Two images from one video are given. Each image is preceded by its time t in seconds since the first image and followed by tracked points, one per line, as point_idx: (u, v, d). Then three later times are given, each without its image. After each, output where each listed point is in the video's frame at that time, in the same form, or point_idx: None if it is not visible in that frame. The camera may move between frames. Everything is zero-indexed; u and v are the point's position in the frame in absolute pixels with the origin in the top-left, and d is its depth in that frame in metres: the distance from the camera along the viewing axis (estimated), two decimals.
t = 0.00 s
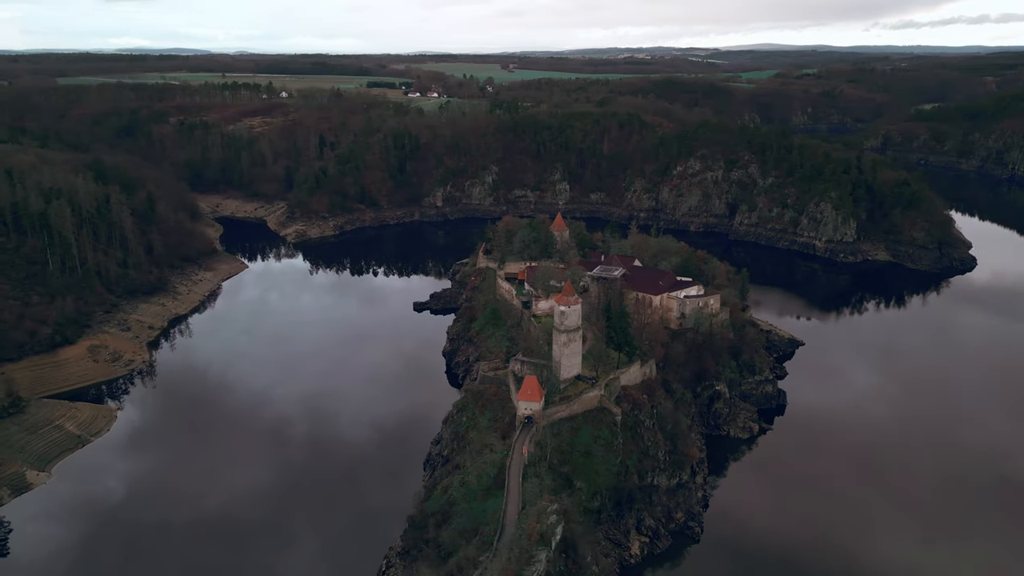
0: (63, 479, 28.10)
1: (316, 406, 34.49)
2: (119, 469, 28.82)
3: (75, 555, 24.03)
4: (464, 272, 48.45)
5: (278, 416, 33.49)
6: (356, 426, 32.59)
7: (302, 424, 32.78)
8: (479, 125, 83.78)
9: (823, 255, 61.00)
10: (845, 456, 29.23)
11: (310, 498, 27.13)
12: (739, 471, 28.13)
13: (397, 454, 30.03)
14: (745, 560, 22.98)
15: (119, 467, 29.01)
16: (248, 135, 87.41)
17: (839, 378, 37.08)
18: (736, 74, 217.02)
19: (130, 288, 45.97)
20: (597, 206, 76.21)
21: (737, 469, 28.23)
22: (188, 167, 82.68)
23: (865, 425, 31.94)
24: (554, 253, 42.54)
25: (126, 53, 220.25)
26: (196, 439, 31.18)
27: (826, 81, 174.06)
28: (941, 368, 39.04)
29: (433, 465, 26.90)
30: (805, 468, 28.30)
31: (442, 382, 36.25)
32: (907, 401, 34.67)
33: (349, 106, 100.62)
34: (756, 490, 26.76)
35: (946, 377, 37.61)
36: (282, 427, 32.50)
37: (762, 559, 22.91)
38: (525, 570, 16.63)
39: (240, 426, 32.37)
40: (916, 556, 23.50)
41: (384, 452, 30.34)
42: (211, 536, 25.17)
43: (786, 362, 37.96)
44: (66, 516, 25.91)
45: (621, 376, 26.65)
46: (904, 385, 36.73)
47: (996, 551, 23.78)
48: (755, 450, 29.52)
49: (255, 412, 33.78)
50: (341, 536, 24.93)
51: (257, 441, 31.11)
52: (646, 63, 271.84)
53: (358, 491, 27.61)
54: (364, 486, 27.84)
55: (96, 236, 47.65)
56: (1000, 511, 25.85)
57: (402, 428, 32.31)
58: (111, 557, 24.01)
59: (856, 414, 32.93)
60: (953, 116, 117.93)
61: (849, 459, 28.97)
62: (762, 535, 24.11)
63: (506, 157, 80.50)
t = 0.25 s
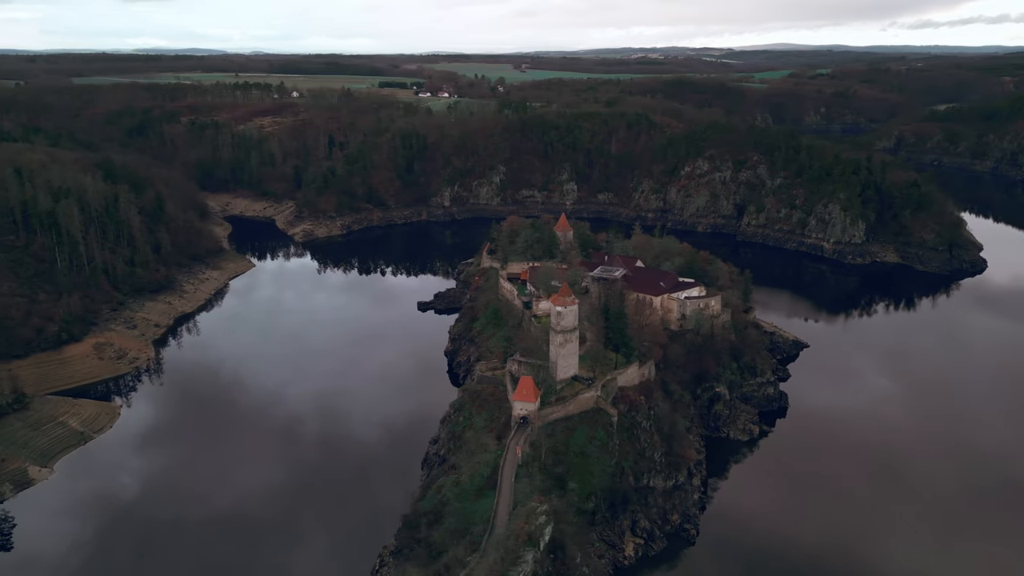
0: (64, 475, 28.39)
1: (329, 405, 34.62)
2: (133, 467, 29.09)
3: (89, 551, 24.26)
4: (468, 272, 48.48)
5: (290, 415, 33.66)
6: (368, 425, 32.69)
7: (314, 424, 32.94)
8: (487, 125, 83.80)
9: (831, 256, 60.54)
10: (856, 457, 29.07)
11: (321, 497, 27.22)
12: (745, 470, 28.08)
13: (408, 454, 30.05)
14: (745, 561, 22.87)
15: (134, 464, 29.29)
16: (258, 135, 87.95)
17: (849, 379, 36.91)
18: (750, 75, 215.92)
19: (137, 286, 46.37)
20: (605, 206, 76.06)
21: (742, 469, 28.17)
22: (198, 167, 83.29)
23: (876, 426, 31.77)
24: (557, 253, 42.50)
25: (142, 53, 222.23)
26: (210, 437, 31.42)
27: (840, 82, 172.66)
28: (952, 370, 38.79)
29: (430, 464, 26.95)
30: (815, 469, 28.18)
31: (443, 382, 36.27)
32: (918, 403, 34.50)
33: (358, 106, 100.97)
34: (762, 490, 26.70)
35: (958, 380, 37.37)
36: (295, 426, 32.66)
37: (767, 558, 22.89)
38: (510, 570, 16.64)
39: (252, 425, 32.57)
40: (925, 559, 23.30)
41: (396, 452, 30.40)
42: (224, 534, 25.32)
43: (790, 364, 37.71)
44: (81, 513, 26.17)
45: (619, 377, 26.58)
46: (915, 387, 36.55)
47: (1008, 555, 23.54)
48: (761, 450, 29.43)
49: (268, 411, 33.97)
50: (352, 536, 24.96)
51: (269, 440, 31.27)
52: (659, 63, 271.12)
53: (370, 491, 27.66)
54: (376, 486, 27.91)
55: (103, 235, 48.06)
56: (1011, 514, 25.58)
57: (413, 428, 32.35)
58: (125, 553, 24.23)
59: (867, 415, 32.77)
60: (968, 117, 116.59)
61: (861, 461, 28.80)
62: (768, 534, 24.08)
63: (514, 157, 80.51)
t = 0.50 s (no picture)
0: (63, 472, 28.68)
1: (340, 404, 34.67)
2: (146, 464, 29.33)
3: (102, 548, 24.47)
4: (470, 272, 48.48)
5: (302, 414, 33.73)
6: (379, 425, 32.70)
7: (325, 423, 33.02)
8: (493, 124, 83.81)
9: (837, 258, 60.13)
10: (865, 459, 29.01)
11: (332, 496, 27.31)
12: (750, 471, 28.16)
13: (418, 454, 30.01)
14: (744, 564, 22.86)
15: (147, 462, 29.53)
16: (266, 134, 88.39)
17: (858, 380, 36.86)
18: (761, 74, 214.81)
19: (141, 284, 46.72)
20: (610, 207, 75.97)
21: (747, 469, 28.25)
22: (207, 166, 83.80)
23: (885, 429, 31.71)
24: (558, 254, 42.42)
25: (156, 53, 223.88)
26: (222, 434, 31.61)
27: (852, 82, 171.37)
28: (961, 371, 38.68)
29: (424, 464, 27.01)
30: (824, 471, 28.16)
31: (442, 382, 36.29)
32: (927, 404, 34.43)
33: (366, 106, 101.26)
34: (767, 491, 26.80)
35: (967, 381, 37.27)
36: (306, 425, 32.79)
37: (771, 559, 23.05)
38: (493, 570, 16.65)
39: (264, 423, 32.74)
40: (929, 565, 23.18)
41: (407, 451, 30.40)
42: (236, 532, 25.46)
43: (790, 366, 37.48)
44: (94, 510, 26.42)
45: (613, 378, 26.52)
46: (924, 389, 36.37)
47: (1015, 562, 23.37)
48: (766, 451, 29.50)
49: (280, 410, 34.06)
50: (362, 537, 24.93)
51: (281, 439, 31.38)
52: (670, 64, 270.16)
53: (380, 491, 27.71)
54: (387, 486, 27.90)
55: (109, 234, 48.46)
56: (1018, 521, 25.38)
57: (424, 428, 32.32)
58: (137, 550, 24.42)
59: (876, 418, 32.65)
60: (981, 117, 115.39)
61: (870, 463, 28.73)
62: (772, 536, 24.20)
63: (520, 157, 80.51)
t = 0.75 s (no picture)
0: (61, 469, 28.92)
1: (350, 403, 34.71)
2: (156, 462, 29.53)
3: (112, 546, 24.65)
4: (471, 272, 48.51)
5: (312, 413, 33.79)
6: (388, 425, 32.71)
7: (335, 422, 33.09)
8: (498, 124, 83.80)
9: (842, 259, 59.81)
10: (873, 460, 28.92)
11: (341, 496, 27.36)
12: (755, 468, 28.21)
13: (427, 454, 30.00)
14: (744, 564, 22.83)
15: (158, 460, 29.73)
16: (273, 134, 88.71)
17: (867, 382, 36.78)
18: (771, 74, 213.73)
19: (145, 283, 47.01)
20: (614, 207, 75.85)
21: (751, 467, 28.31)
22: (213, 165, 84.21)
23: (895, 430, 31.62)
24: (559, 254, 42.39)
25: (168, 53, 225.20)
26: (233, 433, 31.75)
27: (863, 81, 170.19)
28: (970, 372, 38.57)
29: (419, 463, 27.06)
30: (834, 471, 28.07)
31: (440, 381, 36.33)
32: (937, 405, 34.32)
33: (373, 106, 101.47)
34: (773, 490, 26.82)
35: (979, 383, 37.12)
36: (316, 424, 32.86)
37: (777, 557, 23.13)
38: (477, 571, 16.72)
39: (275, 422, 32.86)
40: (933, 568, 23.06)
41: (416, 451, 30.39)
42: (246, 531, 25.55)
43: (791, 367, 37.31)
44: (105, 508, 26.61)
45: (608, 378, 26.51)
46: (931, 391, 36.17)
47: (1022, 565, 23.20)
48: (772, 450, 29.50)
49: (290, 409, 34.14)
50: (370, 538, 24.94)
51: (291, 438, 31.48)
52: (680, 64, 269.04)
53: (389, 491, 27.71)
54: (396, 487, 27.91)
55: (113, 233, 48.83)
56: None
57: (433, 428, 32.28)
58: (148, 548, 24.57)
59: (882, 420, 32.49)
60: (993, 117, 114.28)
61: (878, 465, 28.63)
62: (777, 535, 24.26)
63: (525, 157, 80.52)
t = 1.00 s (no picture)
0: (60, 466, 29.16)
1: (360, 402, 34.72)
2: (167, 461, 29.71)
3: (122, 543, 24.83)
4: (473, 271, 48.54)
5: (322, 412, 33.84)
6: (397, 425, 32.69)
7: (344, 421, 33.13)
8: (504, 124, 83.80)
9: (846, 259, 59.49)
10: (881, 463, 28.77)
11: (350, 495, 27.38)
12: (761, 469, 28.16)
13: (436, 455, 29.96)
14: (743, 564, 22.83)
15: (168, 458, 29.92)
16: (280, 133, 89.07)
17: (877, 384, 36.60)
18: (781, 74, 212.67)
19: (148, 282, 47.30)
20: (619, 207, 75.73)
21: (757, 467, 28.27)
22: (220, 164, 84.63)
23: (904, 432, 31.47)
24: (559, 254, 42.35)
25: (180, 52, 226.54)
26: (243, 432, 31.89)
27: (873, 81, 169.02)
28: (980, 375, 38.28)
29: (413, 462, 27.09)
30: (843, 472, 27.96)
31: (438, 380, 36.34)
32: (948, 407, 34.11)
33: (379, 105, 101.69)
34: (778, 491, 26.79)
35: (990, 385, 36.82)
36: (325, 424, 32.94)
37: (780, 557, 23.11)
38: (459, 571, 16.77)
39: (285, 422, 32.94)
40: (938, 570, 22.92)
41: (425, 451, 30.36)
42: (255, 529, 25.63)
43: (791, 369, 37.10)
44: (116, 505, 26.81)
45: (602, 379, 26.47)
46: (938, 392, 35.95)
47: None
48: (779, 450, 29.44)
49: (299, 409, 34.21)
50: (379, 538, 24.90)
51: (301, 437, 31.56)
52: (690, 64, 268.02)
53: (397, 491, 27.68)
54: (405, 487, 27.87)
55: (118, 231, 49.15)
56: None
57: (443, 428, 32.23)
58: (158, 544, 24.74)
59: (889, 422, 32.32)
60: (1004, 118, 113.21)
61: (886, 467, 28.47)
62: (782, 535, 24.23)
63: (530, 157, 80.51)
